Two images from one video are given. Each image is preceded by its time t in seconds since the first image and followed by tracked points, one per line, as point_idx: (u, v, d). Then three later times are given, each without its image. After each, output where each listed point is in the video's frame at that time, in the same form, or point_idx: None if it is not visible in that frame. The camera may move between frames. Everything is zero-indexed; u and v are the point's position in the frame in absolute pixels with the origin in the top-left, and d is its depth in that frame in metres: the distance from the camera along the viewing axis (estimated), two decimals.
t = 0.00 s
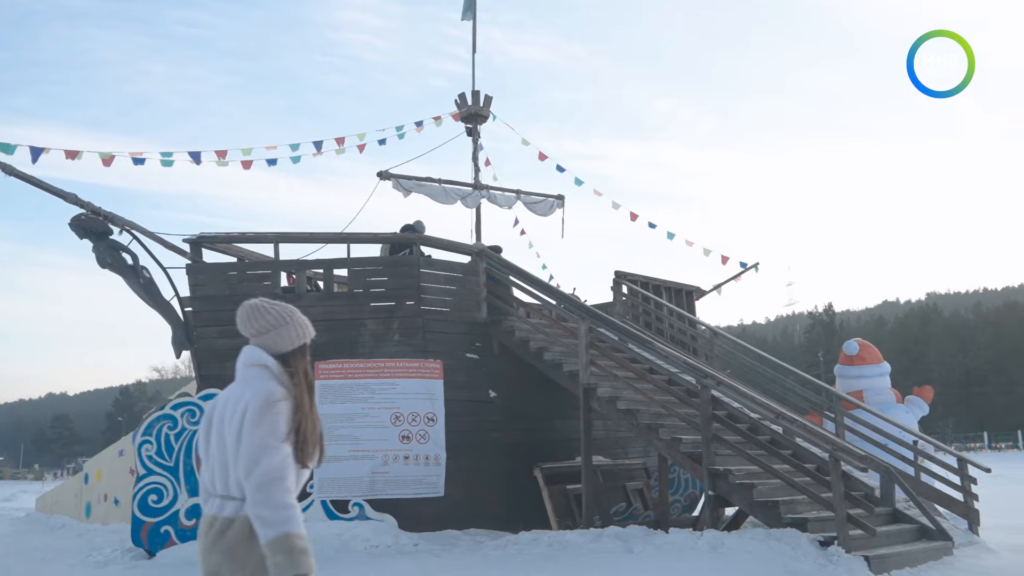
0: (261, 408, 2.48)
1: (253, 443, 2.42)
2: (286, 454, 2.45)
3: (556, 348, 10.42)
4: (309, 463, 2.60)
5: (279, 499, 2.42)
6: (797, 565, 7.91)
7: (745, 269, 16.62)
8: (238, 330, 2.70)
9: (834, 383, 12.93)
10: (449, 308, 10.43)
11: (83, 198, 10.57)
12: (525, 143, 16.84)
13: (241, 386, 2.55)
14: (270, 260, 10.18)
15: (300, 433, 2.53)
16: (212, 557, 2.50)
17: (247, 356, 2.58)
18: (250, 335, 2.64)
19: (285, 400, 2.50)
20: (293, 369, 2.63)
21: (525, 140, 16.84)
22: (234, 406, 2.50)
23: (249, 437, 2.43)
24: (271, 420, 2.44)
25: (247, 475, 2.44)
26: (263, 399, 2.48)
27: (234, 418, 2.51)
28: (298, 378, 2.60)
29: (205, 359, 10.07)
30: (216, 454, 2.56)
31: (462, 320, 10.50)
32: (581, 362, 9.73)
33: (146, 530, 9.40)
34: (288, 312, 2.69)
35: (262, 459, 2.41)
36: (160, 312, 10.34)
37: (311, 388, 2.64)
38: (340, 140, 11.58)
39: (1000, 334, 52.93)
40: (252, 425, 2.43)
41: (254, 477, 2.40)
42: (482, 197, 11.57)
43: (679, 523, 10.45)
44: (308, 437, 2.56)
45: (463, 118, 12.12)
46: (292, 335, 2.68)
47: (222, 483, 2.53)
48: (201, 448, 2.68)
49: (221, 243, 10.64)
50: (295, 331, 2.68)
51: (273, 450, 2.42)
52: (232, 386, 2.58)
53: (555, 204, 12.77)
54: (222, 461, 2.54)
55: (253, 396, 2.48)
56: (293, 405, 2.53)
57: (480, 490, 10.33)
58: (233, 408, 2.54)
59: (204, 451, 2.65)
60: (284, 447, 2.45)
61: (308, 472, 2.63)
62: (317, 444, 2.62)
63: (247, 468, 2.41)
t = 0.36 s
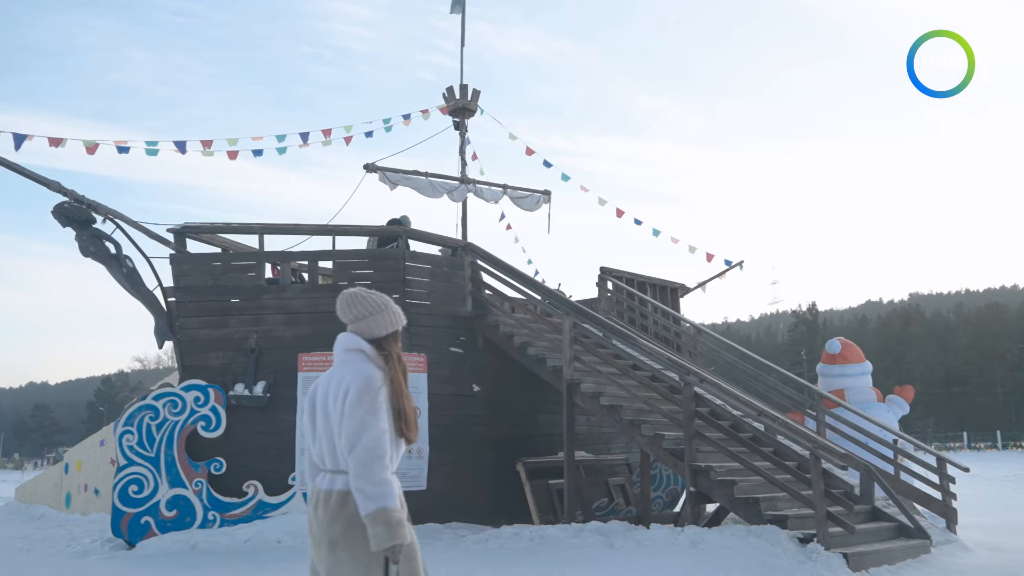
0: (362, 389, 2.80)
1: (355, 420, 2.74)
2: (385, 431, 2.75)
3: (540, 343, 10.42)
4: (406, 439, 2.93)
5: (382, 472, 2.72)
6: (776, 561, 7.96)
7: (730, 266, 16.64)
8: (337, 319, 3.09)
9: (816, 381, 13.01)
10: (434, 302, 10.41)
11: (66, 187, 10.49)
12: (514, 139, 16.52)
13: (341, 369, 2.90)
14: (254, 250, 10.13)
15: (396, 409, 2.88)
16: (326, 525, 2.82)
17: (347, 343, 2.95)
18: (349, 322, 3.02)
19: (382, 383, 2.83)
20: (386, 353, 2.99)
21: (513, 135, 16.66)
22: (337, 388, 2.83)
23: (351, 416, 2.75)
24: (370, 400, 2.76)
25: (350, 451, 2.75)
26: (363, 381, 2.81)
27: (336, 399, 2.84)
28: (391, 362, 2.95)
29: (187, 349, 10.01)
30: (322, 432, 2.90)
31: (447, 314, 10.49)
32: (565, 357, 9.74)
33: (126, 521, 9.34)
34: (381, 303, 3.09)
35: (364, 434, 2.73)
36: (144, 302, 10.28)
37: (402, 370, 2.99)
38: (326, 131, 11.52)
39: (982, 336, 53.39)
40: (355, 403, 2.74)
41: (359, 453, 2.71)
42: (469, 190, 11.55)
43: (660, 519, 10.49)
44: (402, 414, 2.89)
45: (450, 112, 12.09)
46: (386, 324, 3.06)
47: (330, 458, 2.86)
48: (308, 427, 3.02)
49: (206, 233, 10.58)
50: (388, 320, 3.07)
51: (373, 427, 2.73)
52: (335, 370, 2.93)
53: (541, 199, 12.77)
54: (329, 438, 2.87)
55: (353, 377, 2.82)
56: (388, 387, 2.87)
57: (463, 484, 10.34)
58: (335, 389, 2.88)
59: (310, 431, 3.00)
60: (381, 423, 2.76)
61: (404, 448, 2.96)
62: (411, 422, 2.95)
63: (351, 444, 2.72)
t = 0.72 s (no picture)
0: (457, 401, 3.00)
1: (453, 431, 2.94)
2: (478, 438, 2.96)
3: (531, 341, 10.43)
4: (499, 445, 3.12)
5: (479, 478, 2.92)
6: (765, 559, 8.00)
7: (719, 265, 16.66)
8: (432, 332, 3.26)
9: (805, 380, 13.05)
10: (425, 299, 10.41)
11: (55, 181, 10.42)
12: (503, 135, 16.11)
13: (439, 381, 3.09)
14: (244, 247, 10.10)
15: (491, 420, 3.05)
16: (429, 524, 3.02)
17: (442, 357, 3.14)
18: (443, 338, 3.19)
19: (477, 395, 3.02)
20: (480, 365, 3.17)
21: (505, 132, 16.32)
22: (435, 400, 3.03)
23: (448, 427, 2.94)
24: (466, 413, 2.95)
25: (449, 459, 2.95)
26: (459, 394, 3.00)
27: (435, 409, 3.04)
28: (482, 375, 3.13)
29: (177, 345, 9.97)
30: (422, 438, 3.10)
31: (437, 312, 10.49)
32: (555, 356, 9.75)
33: (115, 517, 9.34)
34: (473, 317, 3.23)
35: (461, 444, 2.93)
36: (133, 298, 10.23)
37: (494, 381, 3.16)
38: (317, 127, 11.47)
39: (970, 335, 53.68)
40: (453, 416, 2.94)
41: (457, 461, 2.91)
42: (460, 188, 11.54)
43: (649, 516, 10.52)
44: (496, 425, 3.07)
45: (441, 109, 12.06)
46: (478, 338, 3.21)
47: (430, 462, 3.07)
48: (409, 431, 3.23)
49: (195, 229, 10.53)
50: (480, 335, 3.22)
51: (469, 438, 2.93)
52: (433, 381, 3.14)
53: (532, 196, 12.76)
54: (428, 444, 3.08)
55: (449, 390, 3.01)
56: (482, 398, 3.05)
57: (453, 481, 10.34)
58: (434, 399, 3.07)
59: (412, 435, 3.20)
60: (477, 434, 2.96)
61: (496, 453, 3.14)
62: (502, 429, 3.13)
63: (450, 453, 2.92)
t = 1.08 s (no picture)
0: (536, 400, 3.21)
1: (533, 428, 3.15)
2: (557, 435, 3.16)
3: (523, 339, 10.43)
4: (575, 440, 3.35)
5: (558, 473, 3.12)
6: (755, 558, 8.02)
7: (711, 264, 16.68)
8: (506, 339, 3.51)
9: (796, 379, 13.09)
10: (417, 298, 10.40)
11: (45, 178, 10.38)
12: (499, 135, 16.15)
13: (516, 382, 3.31)
14: (236, 245, 10.07)
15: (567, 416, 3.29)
16: (506, 514, 3.26)
17: (519, 359, 3.37)
18: (518, 341, 3.43)
19: (554, 394, 3.23)
20: (554, 367, 3.41)
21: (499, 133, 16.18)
22: (514, 399, 3.25)
23: (529, 424, 3.16)
24: (545, 410, 3.16)
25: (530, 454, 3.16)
26: (537, 393, 3.21)
27: (514, 409, 3.25)
28: (558, 375, 3.36)
29: (168, 344, 9.94)
30: (501, 436, 3.32)
31: (430, 310, 10.48)
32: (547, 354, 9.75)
33: (105, 516, 9.31)
34: (546, 321, 3.46)
35: (542, 440, 3.13)
36: (123, 296, 10.19)
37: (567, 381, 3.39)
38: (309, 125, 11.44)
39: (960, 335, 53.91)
40: (533, 413, 3.15)
41: (538, 457, 3.11)
42: (452, 186, 11.53)
43: (641, 515, 10.53)
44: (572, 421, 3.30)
45: (434, 107, 12.04)
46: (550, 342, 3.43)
47: (508, 459, 3.29)
48: (486, 431, 3.46)
49: (187, 227, 10.50)
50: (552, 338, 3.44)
51: (549, 433, 3.14)
52: (511, 383, 3.36)
53: (525, 195, 12.75)
54: (508, 441, 3.30)
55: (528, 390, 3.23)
56: (559, 397, 3.26)
57: (444, 480, 10.34)
58: (512, 400, 3.29)
59: (490, 435, 3.43)
60: (555, 430, 3.17)
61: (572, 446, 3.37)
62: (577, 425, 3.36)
63: (531, 448, 3.13)
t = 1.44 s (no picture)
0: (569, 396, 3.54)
1: (561, 421, 3.50)
2: (580, 431, 3.44)
3: (514, 338, 10.42)
4: (617, 436, 3.58)
5: (574, 464, 3.40)
6: (744, 557, 8.03)
7: (703, 264, 16.70)
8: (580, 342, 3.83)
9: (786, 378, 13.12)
10: (408, 296, 10.38)
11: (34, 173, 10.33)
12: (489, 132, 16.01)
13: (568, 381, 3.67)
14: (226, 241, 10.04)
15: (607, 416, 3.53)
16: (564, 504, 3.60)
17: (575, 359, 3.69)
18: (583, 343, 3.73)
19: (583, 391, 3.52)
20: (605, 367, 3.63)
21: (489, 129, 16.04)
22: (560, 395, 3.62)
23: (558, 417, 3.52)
24: (569, 405, 3.49)
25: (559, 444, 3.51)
26: (569, 390, 3.54)
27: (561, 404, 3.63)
28: (605, 375, 3.59)
29: (158, 340, 9.91)
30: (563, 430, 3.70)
31: (421, 308, 10.47)
32: (538, 353, 9.75)
33: (93, 512, 9.30)
34: (609, 326, 3.67)
35: (564, 431, 3.47)
36: (113, 292, 10.16)
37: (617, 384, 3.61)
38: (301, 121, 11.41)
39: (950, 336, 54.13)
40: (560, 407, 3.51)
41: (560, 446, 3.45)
42: (444, 184, 11.51)
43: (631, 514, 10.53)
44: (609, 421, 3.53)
45: (426, 105, 12.03)
46: (610, 346, 3.65)
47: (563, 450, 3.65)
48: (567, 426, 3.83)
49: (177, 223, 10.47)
50: (610, 343, 3.64)
51: (567, 426, 3.46)
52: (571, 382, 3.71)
53: (517, 193, 12.75)
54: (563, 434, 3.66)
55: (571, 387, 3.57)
56: (591, 395, 3.53)
57: (435, 478, 10.34)
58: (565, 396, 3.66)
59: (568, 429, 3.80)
60: (576, 424, 3.46)
61: (617, 443, 3.59)
62: (619, 423, 3.58)
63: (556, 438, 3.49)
